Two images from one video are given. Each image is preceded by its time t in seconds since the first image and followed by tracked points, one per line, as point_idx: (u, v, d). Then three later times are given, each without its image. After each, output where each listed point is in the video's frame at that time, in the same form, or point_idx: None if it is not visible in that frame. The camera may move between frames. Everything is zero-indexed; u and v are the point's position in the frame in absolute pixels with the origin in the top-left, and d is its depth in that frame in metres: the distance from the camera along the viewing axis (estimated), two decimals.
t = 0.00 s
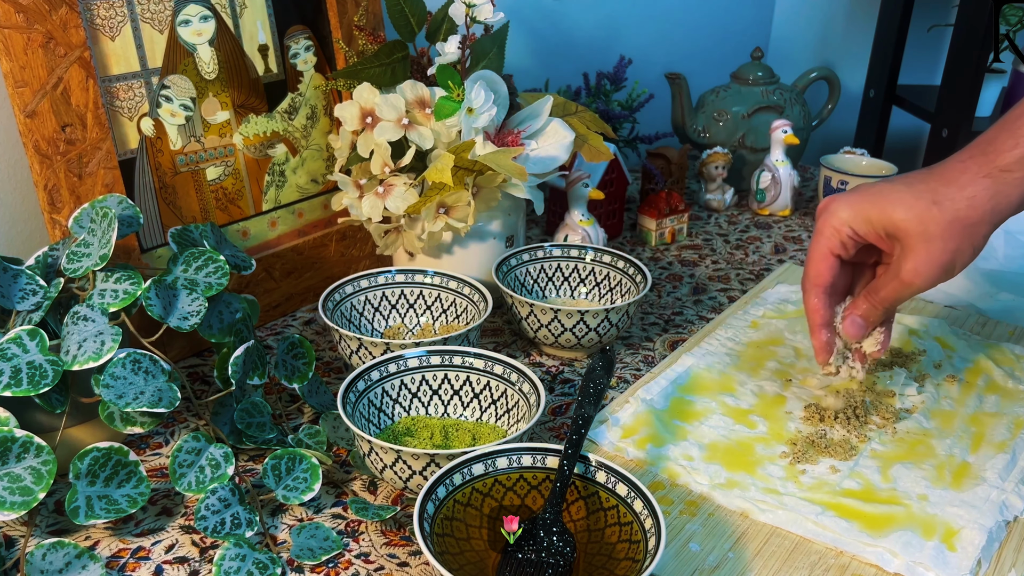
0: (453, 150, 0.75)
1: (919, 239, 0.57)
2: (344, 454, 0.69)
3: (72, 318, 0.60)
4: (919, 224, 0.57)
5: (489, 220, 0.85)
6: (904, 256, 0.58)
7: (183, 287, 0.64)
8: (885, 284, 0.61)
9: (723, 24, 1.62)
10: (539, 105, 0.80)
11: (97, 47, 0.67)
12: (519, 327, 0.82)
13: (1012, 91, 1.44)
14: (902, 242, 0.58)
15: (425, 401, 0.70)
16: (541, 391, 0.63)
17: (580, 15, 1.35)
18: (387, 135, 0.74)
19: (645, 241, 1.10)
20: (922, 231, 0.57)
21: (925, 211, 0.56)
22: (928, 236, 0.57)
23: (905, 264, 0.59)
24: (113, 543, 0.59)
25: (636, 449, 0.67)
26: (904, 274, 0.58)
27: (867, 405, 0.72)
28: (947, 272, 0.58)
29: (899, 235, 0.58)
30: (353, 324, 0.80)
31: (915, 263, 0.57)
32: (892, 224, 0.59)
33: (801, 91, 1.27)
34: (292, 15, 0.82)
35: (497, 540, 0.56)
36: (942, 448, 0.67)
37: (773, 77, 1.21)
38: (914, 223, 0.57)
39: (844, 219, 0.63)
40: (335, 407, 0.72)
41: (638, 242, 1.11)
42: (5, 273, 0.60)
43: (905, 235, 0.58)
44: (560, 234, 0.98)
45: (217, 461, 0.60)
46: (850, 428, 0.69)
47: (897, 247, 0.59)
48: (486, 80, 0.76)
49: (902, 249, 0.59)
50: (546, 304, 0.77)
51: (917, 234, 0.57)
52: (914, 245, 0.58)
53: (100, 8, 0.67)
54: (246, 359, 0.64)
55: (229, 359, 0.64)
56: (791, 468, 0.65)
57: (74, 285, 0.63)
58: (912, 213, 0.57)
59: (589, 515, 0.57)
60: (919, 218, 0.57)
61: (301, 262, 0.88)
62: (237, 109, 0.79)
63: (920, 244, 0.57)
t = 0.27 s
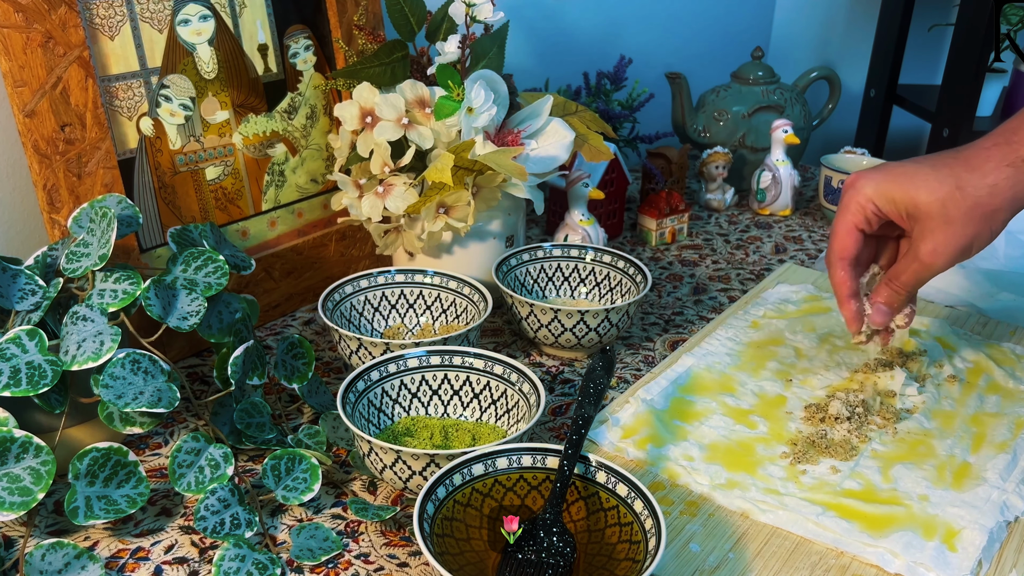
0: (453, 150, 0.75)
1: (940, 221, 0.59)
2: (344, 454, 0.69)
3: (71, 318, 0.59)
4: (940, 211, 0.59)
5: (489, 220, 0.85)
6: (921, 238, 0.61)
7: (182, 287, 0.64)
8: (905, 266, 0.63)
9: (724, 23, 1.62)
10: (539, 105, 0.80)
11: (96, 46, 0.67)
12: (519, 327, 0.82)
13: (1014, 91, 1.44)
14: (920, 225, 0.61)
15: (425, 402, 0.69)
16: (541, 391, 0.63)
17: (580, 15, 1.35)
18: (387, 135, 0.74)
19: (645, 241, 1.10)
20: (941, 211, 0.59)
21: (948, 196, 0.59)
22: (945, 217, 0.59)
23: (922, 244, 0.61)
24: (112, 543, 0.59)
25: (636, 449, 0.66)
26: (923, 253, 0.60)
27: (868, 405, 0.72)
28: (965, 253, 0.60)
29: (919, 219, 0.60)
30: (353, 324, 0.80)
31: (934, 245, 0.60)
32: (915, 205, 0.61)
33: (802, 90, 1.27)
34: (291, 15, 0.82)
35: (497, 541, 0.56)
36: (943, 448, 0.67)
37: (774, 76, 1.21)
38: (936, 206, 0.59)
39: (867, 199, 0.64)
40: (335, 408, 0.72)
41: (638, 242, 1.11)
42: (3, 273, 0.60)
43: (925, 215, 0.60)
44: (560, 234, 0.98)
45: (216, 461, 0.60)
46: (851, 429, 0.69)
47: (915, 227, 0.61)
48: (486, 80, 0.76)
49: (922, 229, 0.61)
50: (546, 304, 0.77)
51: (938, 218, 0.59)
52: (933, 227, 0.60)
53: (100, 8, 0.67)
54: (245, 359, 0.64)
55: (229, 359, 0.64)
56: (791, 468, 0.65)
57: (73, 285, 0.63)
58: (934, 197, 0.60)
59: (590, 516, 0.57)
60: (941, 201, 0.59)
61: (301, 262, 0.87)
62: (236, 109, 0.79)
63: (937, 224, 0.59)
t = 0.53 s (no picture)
0: (453, 149, 0.75)
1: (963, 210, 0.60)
2: (343, 455, 0.69)
3: (70, 318, 0.59)
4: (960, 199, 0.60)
5: (489, 220, 0.85)
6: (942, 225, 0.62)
7: (182, 287, 0.64)
8: (927, 252, 0.64)
9: (724, 22, 1.62)
10: (539, 105, 0.80)
11: (95, 46, 0.67)
12: (519, 327, 0.82)
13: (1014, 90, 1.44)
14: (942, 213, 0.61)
15: (425, 402, 0.69)
16: (541, 391, 0.63)
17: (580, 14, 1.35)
18: (386, 135, 0.74)
19: (645, 241, 1.10)
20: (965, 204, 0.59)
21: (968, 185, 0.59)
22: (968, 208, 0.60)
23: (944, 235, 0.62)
24: (111, 544, 0.59)
25: (637, 449, 0.66)
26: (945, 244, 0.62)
27: (869, 405, 0.72)
28: (986, 241, 0.61)
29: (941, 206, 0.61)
30: (352, 324, 0.80)
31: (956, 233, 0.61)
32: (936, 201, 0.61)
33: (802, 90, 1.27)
34: (291, 14, 0.82)
35: (497, 541, 0.56)
36: (944, 448, 0.67)
37: (774, 76, 1.21)
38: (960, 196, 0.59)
39: (887, 194, 0.65)
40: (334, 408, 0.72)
41: (639, 241, 1.10)
42: (2, 273, 0.60)
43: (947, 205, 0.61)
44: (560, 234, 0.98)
45: (216, 461, 0.60)
46: (852, 429, 0.69)
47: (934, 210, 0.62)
48: (486, 80, 0.76)
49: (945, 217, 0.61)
50: (546, 304, 0.77)
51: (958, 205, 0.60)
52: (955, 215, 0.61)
53: (99, 7, 0.67)
54: (245, 359, 0.64)
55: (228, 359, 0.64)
56: (792, 469, 0.65)
57: (72, 285, 0.63)
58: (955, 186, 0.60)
59: (590, 516, 0.57)
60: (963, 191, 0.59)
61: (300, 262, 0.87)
62: (236, 108, 0.79)
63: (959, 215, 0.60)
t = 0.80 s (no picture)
0: (453, 149, 0.75)
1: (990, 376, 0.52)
2: (343, 455, 0.69)
3: (69, 318, 0.59)
4: None
5: (489, 220, 0.85)
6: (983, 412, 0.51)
7: (181, 287, 0.64)
8: (932, 251, 0.75)
9: (724, 22, 1.62)
10: (539, 105, 0.80)
11: (95, 45, 0.67)
12: (518, 327, 0.82)
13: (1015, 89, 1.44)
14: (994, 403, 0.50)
15: (425, 402, 0.69)
16: (541, 391, 0.63)
17: (580, 13, 1.35)
18: (386, 134, 0.74)
19: (646, 241, 1.09)
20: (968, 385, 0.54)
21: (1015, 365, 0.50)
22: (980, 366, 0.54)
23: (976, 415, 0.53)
24: (110, 544, 0.59)
25: (637, 449, 0.66)
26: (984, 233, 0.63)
27: (870, 405, 0.72)
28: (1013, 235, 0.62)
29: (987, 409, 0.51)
30: (352, 324, 0.80)
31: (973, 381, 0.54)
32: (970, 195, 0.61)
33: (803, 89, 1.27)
34: (291, 14, 0.82)
35: (497, 542, 0.56)
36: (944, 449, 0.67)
37: (775, 75, 1.21)
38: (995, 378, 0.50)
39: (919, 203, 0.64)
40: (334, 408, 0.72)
41: (639, 241, 1.10)
42: (1, 273, 0.60)
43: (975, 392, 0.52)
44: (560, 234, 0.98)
45: (215, 462, 0.60)
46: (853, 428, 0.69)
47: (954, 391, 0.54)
48: (486, 79, 0.76)
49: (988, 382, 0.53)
50: (546, 304, 0.77)
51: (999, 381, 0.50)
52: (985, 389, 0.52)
53: (98, 6, 0.67)
54: (245, 360, 0.64)
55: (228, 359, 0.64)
56: (792, 469, 0.65)
57: (71, 285, 0.63)
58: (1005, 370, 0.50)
59: (590, 516, 0.56)
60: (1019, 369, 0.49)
61: (300, 262, 0.87)
62: (235, 108, 0.79)
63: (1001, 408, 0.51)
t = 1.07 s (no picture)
0: (453, 149, 0.75)
1: (891, 475, 0.36)
2: (343, 455, 0.69)
3: (68, 318, 0.59)
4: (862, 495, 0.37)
5: (489, 220, 0.84)
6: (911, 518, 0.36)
7: (180, 287, 0.63)
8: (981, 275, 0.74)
9: (725, 22, 1.62)
10: (539, 105, 0.80)
11: (94, 45, 0.67)
12: (518, 327, 0.82)
13: (1017, 89, 1.44)
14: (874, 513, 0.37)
15: (425, 402, 0.69)
16: (541, 391, 0.63)
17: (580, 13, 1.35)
18: (386, 134, 0.74)
19: (646, 241, 1.09)
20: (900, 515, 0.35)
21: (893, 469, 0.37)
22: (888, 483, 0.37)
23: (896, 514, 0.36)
24: (109, 545, 0.59)
25: (637, 450, 0.66)
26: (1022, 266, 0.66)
27: (871, 405, 0.72)
28: None
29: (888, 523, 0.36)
30: (352, 324, 0.79)
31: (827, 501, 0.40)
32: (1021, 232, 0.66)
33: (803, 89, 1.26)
34: (291, 14, 0.82)
35: (497, 542, 0.56)
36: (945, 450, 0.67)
37: (775, 75, 1.21)
38: (873, 493, 0.36)
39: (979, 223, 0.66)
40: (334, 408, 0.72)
41: (639, 241, 1.10)
42: None
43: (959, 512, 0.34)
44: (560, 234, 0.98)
45: (214, 462, 0.59)
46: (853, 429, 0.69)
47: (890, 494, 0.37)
48: (486, 79, 0.75)
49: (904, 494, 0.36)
50: (546, 304, 0.77)
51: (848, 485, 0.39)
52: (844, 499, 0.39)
53: (97, 6, 0.66)
54: (244, 360, 0.63)
55: (227, 359, 0.64)
56: (793, 469, 0.65)
57: (71, 285, 0.63)
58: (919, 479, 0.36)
59: (590, 517, 0.56)
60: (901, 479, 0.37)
61: (299, 262, 0.87)
62: (235, 108, 0.79)
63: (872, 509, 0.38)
